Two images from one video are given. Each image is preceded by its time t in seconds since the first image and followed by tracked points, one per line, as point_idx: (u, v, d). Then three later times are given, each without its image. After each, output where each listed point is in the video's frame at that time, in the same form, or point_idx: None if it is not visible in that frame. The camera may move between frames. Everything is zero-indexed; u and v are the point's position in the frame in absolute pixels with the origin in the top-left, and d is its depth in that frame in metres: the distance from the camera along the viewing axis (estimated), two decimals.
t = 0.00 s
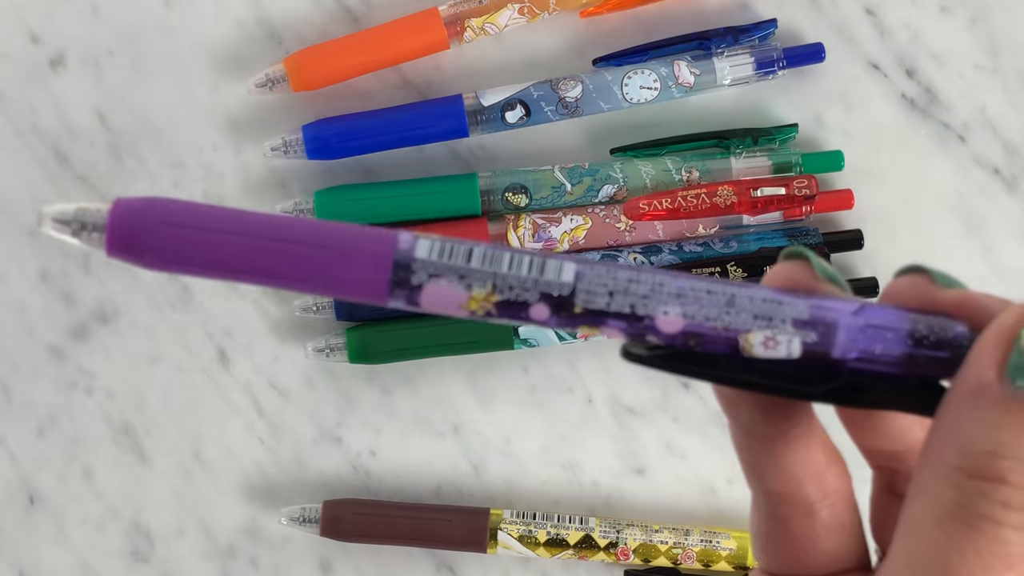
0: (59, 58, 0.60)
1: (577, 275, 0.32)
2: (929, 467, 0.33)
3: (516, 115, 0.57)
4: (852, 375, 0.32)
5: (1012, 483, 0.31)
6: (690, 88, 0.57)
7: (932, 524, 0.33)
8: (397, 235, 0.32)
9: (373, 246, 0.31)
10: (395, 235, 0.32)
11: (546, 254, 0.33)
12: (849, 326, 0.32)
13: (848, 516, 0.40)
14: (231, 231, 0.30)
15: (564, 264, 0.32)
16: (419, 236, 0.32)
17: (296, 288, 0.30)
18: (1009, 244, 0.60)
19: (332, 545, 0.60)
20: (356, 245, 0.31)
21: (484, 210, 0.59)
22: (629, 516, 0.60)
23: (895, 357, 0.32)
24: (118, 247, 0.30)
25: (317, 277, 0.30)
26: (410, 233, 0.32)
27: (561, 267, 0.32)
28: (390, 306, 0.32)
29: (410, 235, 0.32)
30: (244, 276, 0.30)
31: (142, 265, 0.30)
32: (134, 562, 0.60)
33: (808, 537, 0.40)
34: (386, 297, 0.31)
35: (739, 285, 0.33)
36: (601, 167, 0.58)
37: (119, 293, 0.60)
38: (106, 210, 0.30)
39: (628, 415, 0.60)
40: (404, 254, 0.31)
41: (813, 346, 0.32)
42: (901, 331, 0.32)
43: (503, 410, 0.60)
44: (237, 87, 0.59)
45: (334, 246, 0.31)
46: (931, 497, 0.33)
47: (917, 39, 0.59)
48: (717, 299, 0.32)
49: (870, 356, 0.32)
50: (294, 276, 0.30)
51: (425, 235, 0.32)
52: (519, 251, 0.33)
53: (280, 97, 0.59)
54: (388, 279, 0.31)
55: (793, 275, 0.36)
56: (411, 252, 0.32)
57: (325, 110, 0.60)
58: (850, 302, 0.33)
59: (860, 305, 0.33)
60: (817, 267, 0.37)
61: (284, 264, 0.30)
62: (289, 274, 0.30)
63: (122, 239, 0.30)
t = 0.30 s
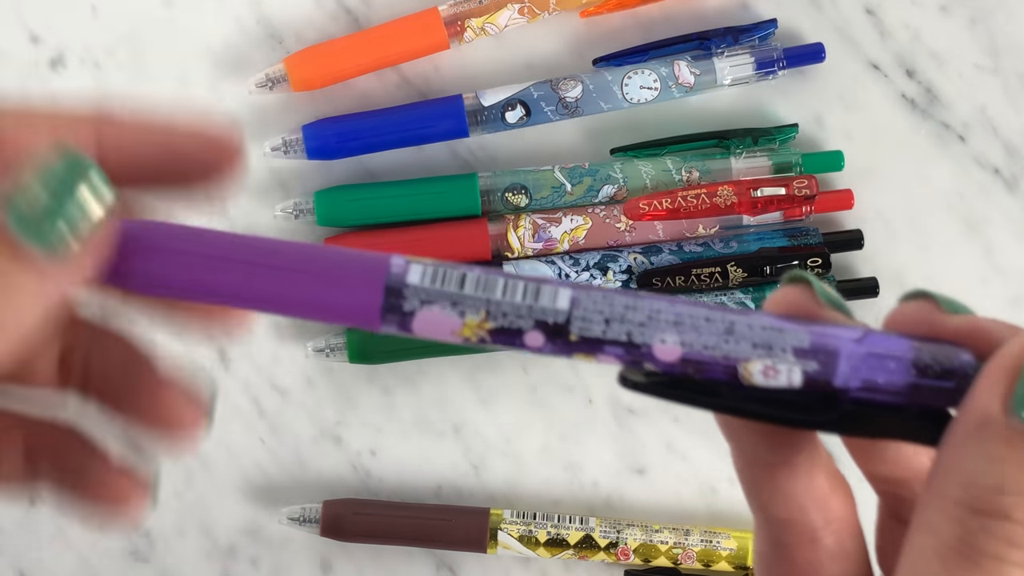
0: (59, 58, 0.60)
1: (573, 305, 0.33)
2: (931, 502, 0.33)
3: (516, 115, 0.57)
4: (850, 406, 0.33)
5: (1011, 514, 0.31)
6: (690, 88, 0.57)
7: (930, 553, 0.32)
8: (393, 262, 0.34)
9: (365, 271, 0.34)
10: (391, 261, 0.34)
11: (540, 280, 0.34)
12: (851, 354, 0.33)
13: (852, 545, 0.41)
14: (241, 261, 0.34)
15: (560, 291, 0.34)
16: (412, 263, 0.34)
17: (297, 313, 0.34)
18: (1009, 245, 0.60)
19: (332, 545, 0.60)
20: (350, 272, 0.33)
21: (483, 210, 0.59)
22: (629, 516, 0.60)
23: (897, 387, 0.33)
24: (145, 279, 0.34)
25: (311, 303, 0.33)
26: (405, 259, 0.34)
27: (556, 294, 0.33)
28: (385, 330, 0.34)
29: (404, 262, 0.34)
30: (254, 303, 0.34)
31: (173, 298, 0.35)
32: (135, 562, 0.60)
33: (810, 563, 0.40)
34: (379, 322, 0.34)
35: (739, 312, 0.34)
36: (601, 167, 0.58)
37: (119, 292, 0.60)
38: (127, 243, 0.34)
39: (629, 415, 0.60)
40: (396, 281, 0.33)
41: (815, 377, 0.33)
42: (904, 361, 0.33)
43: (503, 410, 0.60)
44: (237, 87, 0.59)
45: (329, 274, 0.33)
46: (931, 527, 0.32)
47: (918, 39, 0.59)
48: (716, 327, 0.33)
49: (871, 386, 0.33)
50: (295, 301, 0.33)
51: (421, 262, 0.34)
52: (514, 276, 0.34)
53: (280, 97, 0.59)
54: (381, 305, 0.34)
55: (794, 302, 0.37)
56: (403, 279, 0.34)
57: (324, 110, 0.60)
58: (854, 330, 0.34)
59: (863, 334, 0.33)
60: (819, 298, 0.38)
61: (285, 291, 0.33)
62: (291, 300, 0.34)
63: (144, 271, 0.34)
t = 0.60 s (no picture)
0: (58, 57, 0.60)
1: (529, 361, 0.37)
2: None
3: (516, 115, 0.57)
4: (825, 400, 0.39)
5: None
6: (690, 88, 0.57)
7: None
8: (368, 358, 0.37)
9: (328, 380, 0.37)
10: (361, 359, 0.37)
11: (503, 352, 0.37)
12: (852, 335, 0.37)
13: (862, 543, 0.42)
14: (205, 403, 0.36)
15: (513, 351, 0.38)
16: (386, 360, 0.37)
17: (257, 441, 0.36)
18: (1010, 245, 0.60)
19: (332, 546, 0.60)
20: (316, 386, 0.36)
21: (483, 210, 0.59)
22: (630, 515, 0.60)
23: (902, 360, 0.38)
24: (88, 444, 0.36)
25: (286, 429, 0.36)
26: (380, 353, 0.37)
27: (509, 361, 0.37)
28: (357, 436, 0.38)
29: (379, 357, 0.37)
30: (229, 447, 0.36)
31: (66, 462, 0.38)
32: (134, 562, 0.60)
33: None
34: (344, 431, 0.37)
35: (730, 363, 0.37)
36: (601, 166, 0.58)
37: (119, 293, 0.60)
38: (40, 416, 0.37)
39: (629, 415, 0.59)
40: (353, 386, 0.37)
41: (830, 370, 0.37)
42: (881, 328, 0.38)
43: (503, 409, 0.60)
44: (237, 86, 0.59)
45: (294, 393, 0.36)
46: None
47: (918, 38, 0.59)
48: (717, 388, 0.38)
49: (874, 361, 0.37)
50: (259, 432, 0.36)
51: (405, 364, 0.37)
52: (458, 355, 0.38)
53: (280, 96, 0.59)
54: (351, 414, 0.37)
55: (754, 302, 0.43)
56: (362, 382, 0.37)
57: (324, 109, 0.60)
58: (848, 310, 0.38)
59: (860, 318, 0.37)
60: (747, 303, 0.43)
61: (251, 425, 0.36)
62: (256, 431, 0.36)
63: (96, 440, 0.36)
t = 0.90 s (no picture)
0: (58, 57, 0.60)
1: (629, 336, 0.33)
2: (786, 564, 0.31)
3: (516, 115, 0.57)
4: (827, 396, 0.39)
5: None
6: (690, 88, 0.57)
7: None
8: (477, 336, 0.33)
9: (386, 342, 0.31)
10: (465, 336, 0.33)
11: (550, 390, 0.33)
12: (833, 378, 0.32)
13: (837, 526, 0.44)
14: (290, 355, 0.29)
15: (612, 327, 0.33)
16: (496, 344, 0.33)
17: (336, 399, 0.29)
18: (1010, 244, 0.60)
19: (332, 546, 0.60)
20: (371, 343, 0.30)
21: (483, 210, 0.59)
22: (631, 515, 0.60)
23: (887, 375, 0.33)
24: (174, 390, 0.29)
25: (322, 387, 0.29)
26: (498, 330, 0.33)
27: (607, 334, 0.33)
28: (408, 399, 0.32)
29: (491, 338, 0.33)
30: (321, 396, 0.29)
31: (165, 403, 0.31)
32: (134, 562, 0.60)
33: (633, 563, 0.45)
34: (403, 390, 0.31)
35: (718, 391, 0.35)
36: (601, 166, 0.58)
37: (119, 292, 0.60)
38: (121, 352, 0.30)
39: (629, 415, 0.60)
40: (420, 348, 0.31)
41: (802, 362, 0.32)
42: (833, 341, 0.32)
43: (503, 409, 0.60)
44: (237, 86, 0.59)
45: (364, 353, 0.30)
46: None
47: (918, 38, 0.59)
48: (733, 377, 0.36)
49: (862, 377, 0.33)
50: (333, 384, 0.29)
51: (509, 341, 0.33)
52: (567, 330, 0.33)
53: (280, 97, 0.59)
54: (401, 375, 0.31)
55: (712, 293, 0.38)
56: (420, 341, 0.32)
57: (324, 109, 0.60)
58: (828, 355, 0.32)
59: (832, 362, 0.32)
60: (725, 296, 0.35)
61: (326, 379, 0.29)
62: (345, 375, 0.30)
63: (177, 386, 0.29)
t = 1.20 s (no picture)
0: (58, 57, 0.60)
1: (627, 319, 0.34)
2: (763, 543, 0.32)
3: (516, 115, 0.57)
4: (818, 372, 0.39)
5: None
6: (690, 88, 0.57)
7: (740, 564, 0.31)
8: (485, 314, 0.34)
9: (401, 305, 0.33)
10: (476, 315, 0.34)
11: (555, 337, 0.34)
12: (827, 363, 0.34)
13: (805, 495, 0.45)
14: (318, 306, 0.32)
15: (612, 312, 0.35)
16: (503, 326, 0.34)
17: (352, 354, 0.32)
18: (1011, 244, 0.60)
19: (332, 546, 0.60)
20: (386, 308, 0.33)
21: (483, 210, 0.59)
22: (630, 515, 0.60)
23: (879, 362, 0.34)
24: (191, 338, 0.32)
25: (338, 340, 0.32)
26: (506, 312, 0.34)
27: (610, 320, 0.34)
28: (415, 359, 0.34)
29: (498, 320, 0.34)
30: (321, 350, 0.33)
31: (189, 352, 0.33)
32: (134, 562, 0.60)
33: (609, 503, 0.45)
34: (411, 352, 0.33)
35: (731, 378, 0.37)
36: (601, 166, 0.58)
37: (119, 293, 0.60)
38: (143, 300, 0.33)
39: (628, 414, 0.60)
40: (432, 324, 0.33)
41: (797, 357, 0.34)
42: (832, 347, 0.34)
43: (503, 409, 0.60)
44: (237, 86, 0.59)
45: (374, 312, 0.33)
46: (744, 546, 0.31)
47: (918, 38, 0.59)
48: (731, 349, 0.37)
49: (853, 360, 0.34)
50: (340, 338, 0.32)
51: (515, 322, 0.34)
52: (572, 312, 0.35)
53: (280, 97, 0.59)
54: (410, 340, 0.33)
55: (718, 279, 0.41)
56: (433, 314, 0.33)
57: (324, 109, 0.60)
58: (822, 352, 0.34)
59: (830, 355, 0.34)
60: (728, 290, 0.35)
61: (337, 335, 0.32)
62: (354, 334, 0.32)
63: (194, 334, 0.32)
